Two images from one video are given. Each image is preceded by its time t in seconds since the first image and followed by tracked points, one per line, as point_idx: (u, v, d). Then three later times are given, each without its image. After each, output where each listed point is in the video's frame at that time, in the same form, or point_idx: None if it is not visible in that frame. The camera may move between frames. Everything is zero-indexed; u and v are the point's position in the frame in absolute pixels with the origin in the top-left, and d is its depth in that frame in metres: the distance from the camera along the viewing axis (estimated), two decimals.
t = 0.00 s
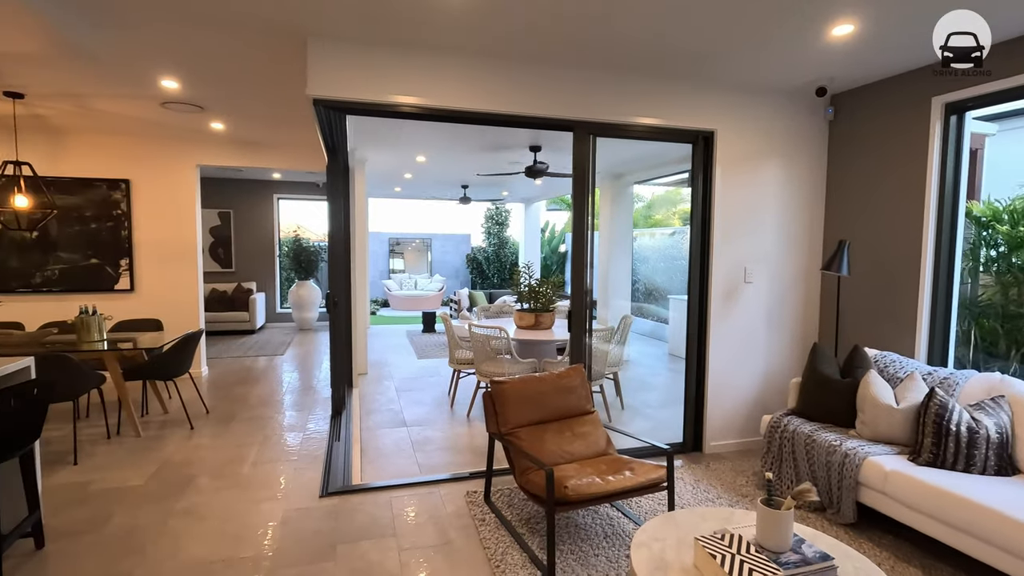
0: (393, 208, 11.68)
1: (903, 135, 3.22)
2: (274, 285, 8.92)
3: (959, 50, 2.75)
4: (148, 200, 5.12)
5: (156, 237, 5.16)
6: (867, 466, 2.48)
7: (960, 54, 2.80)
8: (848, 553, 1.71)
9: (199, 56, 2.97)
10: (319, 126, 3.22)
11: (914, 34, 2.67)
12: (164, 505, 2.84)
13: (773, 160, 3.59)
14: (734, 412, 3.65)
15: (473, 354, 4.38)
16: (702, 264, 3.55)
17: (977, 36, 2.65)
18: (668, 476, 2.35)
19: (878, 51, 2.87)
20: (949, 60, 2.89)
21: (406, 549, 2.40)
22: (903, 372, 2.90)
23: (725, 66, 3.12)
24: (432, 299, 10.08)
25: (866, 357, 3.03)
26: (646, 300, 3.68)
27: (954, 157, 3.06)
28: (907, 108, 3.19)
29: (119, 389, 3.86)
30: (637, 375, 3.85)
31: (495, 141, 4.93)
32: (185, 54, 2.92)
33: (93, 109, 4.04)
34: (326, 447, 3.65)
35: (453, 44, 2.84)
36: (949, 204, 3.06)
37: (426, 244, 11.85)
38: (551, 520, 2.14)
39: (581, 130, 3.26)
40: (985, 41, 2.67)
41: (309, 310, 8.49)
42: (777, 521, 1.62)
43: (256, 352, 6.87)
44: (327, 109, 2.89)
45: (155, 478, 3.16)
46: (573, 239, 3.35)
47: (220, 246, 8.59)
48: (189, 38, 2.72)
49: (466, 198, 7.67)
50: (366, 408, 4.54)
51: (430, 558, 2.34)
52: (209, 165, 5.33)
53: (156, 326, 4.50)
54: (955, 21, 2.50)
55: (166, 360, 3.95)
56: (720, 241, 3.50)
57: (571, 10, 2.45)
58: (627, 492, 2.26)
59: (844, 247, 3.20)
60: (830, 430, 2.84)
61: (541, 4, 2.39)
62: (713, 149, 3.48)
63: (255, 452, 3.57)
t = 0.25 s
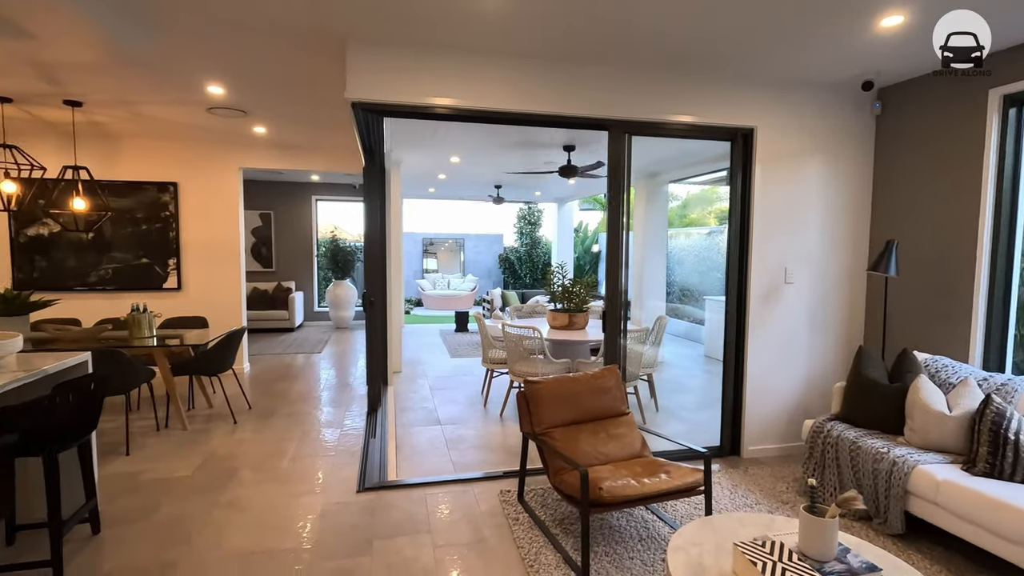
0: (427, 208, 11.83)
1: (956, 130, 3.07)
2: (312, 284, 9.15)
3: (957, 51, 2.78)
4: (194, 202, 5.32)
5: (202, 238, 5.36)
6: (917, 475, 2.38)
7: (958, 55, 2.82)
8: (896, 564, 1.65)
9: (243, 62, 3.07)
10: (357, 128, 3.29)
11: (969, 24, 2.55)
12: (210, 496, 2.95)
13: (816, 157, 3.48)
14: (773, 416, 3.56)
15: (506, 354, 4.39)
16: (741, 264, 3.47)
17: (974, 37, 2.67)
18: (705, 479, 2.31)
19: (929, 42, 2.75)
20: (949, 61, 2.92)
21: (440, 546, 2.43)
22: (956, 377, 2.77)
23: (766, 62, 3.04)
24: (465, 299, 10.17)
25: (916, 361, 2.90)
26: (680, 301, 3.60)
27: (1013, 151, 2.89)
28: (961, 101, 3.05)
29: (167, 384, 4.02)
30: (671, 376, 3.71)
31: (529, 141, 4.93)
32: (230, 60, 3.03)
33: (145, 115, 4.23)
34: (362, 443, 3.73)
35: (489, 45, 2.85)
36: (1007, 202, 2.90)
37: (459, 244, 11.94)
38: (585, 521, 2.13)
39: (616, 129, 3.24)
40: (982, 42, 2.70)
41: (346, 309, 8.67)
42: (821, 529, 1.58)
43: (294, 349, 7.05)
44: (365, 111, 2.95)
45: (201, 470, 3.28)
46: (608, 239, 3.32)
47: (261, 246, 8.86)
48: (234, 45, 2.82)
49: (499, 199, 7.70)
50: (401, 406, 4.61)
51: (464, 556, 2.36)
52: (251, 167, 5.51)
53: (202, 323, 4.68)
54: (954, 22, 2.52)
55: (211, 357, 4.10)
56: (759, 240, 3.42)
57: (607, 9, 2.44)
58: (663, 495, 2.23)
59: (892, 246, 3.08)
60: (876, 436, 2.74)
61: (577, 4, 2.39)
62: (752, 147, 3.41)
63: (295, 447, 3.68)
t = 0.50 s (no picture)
0: (452, 209, 11.91)
1: (1000, 124, 2.96)
2: (340, 283, 9.29)
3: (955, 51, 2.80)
4: (228, 203, 5.46)
5: (235, 238, 5.49)
6: (958, 482, 2.30)
7: (956, 56, 2.84)
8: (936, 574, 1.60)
9: (275, 66, 3.14)
10: (385, 129, 3.33)
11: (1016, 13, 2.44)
12: (243, 490, 3.02)
13: (851, 154, 3.39)
14: (806, 419, 3.48)
15: (532, 354, 4.39)
16: (772, 264, 3.40)
17: (972, 38, 2.69)
18: (736, 483, 2.27)
19: (973, 33, 2.64)
20: (945, 60, 2.94)
21: (466, 544, 2.44)
22: (1000, 381, 2.66)
23: (799, 56, 2.97)
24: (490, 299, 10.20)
25: (957, 365, 2.80)
26: (708, 301, 3.54)
27: None
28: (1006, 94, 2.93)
29: (202, 380, 4.13)
30: (698, 377, 3.66)
31: (555, 141, 4.92)
32: (263, 64, 3.10)
33: (181, 119, 4.35)
34: (389, 441, 3.77)
35: (517, 46, 2.86)
36: None
37: (484, 244, 11.98)
38: (612, 522, 2.12)
39: (645, 127, 3.21)
40: (981, 42, 2.71)
41: (373, 308, 8.79)
42: (857, 536, 1.54)
43: (323, 348, 7.18)
44: (393, 113, 2.98)
45: (233, 465, 3.36)
46: (635, 238, 3.29)
47: (291, 246, 9.04)
48: (268, 50, 2.88)
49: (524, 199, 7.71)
50: (427, 404, 4.66)
51: (490, 554, 2.37)
52: (282, 169, 5.62)
53: (234, 322, 4.79)
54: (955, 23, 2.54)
55: (243, 354, 4.20)
56: (791, 239, 3.34)
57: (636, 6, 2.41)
58: (691, 498, 2.20)
59: (931, 246, 2.98)
60: (915, 442, 2.65)
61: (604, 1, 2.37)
62: (784, 144, 3.34)
63: (324, 443, 3.74)
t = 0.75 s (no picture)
0: (477, 209, 11.96)
1: None
2: (366, 283, 9.42)
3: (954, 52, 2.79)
4: (259, 204, 5.58)
5: (265, 239, 5.62)
6: (1000, 491, 2.22)
7: (954, 58, 2.83)
8: None
9: (306, 70, 3.20)
10: (412, 131, 3.37)
11: None
12: (274, 484, 3.09)
13: (886, 152, 3.31)
14: (838, 424, 3.40)
15: (556, 354, 4.38)
16: (804, 264, 3.34)
17: (971, 39, 2.66)
18: (766, 487, 2.23)
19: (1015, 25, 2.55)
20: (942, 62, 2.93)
21: (492, 542, 2.46)
22: None
23: (832, 52, 2.90)
24: (514, 299, 10.22)
25: (1000, 369, 2.70)
26: (735, 302, 3.47)
27: None
28: None
29: (234, 377, 4.24)
30: (725, 380, 3.62)
31: (580, 141, 4.91)
32: (294, 68, 3.16)
33: (214, 123, 4.47)
34: (415, 439, 3.81)
35: (543, 46, 2.86)
36: None
37: (507, 244, 12.00)
38: (639, 524, 2.11)
39: (672, 126, 3.18)
40: (980, 44, 2.70)
41: (398, 308, 8.88)
42: (894, 543, 1.49)
43: (349, 346, 7.28)
44: (420, 114, 3.02)
45: (264, 460, 3.44)
46: (662, 239, 3.27)
47: (319, 246, 9.20)
48: (299, 54, 2.94)
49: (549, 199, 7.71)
50: (452, 403, 4.69)
51: (516, 553, 2.38)
52: (310, 171, 5.72)
53: (265, 320, 4.90)
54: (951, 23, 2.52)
55: (273, 352, 4.29)
56: (823, 239, 3.27)
57: (663, 4, 2.39)
58: (720, 501, 2.17)
59: (972, 245, 2.88)
60: (954, 448, 2.57)
61: None
62: (816, 142, 3.28)
63: (351, 440, 3.80)
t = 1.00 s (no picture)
0: (500, 209, 11.99)
1: None
2: (390, 283, 9.52)
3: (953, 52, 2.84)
4: (286, 205, 5.69)
5: (292, 239, 5.72)
6: None
7: (953, 57, 2.89)
8: None
9: (334, 73, 3.25)
10: (437, 132, 3.39)
11: None
12: (301, 480, 3.15)
13: (921, 148, 3.21)
14: (870, 428, 3.32)
15: (580, 354, 4.37)
16: (835, 264, 3.26)
17: (971, 39, 2.71)
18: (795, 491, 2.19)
19: None
20: (941, 63, 2.98)
21: (516, 542, 2.46)
22: None
23: (864, 47, 2.84)
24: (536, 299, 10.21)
25: None
26: (762, 303, 3.40)
27: None
28: None
29: (263, 375, 4.33)
30: (753, 382, 3.54)
31: (604, 140, 4.88)
32: (323, 71, 3.21)
33: (244, 126, 4.57)
34: (439, 438, 3.84)
35: (569, 45, 2.86)
36: None
37: (529, 244, 12.01)
38: (665, 526, 2.09)
39: (699, 124, 3.13)
40: (978, 45, 2.74)
41: (422, 307, 8.95)
42: (932, 551, 1.45)
43: (374, 346, 7.37)
44: (446, 115, 3.04)
45: (292, 456, 3.51)
46: (688, 238, 3.23)
47: (344, 246, 9.34)
48: (327, 57, 2.99)
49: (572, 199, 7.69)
50: (475, 402, 4.71)
51: (540, 553, 2.37)
52: (336, 172, 5.81)
53: (292, 319, 4.99)
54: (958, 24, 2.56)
55: (301, 350, 4.37)
56: (855, 239, 3.20)
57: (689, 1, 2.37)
58: (748, 505, 2.14)
59: (1013, 244, 2.78)
60: (995, 454, 2.48)
61: None
62: (848, 139, 3.20)
63: (377, 438, 3.85)
